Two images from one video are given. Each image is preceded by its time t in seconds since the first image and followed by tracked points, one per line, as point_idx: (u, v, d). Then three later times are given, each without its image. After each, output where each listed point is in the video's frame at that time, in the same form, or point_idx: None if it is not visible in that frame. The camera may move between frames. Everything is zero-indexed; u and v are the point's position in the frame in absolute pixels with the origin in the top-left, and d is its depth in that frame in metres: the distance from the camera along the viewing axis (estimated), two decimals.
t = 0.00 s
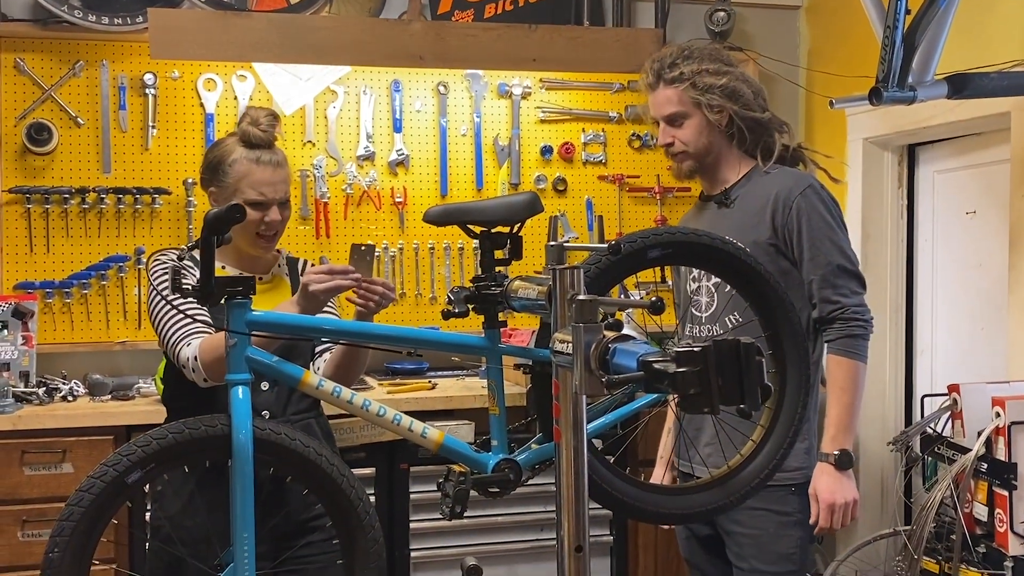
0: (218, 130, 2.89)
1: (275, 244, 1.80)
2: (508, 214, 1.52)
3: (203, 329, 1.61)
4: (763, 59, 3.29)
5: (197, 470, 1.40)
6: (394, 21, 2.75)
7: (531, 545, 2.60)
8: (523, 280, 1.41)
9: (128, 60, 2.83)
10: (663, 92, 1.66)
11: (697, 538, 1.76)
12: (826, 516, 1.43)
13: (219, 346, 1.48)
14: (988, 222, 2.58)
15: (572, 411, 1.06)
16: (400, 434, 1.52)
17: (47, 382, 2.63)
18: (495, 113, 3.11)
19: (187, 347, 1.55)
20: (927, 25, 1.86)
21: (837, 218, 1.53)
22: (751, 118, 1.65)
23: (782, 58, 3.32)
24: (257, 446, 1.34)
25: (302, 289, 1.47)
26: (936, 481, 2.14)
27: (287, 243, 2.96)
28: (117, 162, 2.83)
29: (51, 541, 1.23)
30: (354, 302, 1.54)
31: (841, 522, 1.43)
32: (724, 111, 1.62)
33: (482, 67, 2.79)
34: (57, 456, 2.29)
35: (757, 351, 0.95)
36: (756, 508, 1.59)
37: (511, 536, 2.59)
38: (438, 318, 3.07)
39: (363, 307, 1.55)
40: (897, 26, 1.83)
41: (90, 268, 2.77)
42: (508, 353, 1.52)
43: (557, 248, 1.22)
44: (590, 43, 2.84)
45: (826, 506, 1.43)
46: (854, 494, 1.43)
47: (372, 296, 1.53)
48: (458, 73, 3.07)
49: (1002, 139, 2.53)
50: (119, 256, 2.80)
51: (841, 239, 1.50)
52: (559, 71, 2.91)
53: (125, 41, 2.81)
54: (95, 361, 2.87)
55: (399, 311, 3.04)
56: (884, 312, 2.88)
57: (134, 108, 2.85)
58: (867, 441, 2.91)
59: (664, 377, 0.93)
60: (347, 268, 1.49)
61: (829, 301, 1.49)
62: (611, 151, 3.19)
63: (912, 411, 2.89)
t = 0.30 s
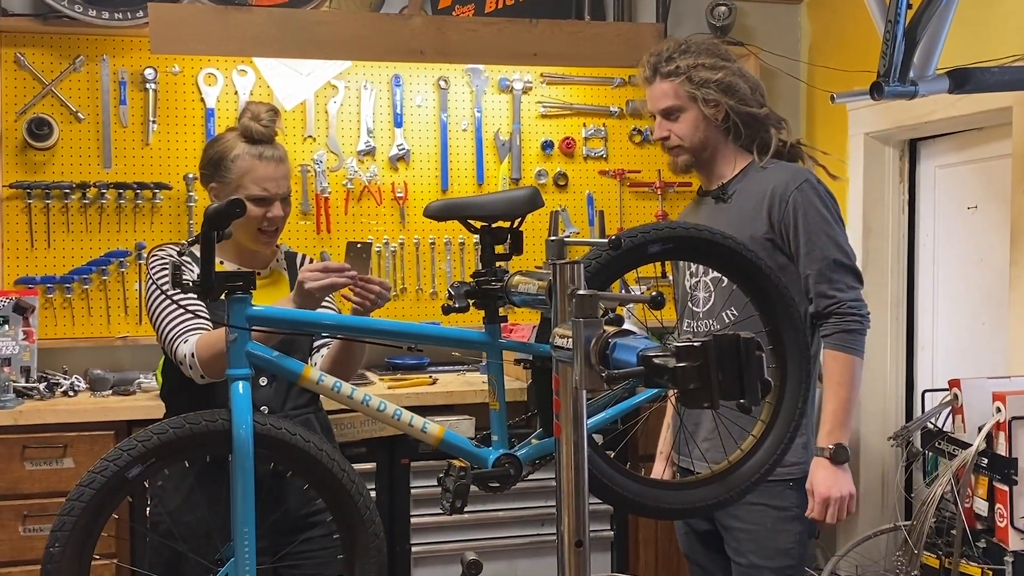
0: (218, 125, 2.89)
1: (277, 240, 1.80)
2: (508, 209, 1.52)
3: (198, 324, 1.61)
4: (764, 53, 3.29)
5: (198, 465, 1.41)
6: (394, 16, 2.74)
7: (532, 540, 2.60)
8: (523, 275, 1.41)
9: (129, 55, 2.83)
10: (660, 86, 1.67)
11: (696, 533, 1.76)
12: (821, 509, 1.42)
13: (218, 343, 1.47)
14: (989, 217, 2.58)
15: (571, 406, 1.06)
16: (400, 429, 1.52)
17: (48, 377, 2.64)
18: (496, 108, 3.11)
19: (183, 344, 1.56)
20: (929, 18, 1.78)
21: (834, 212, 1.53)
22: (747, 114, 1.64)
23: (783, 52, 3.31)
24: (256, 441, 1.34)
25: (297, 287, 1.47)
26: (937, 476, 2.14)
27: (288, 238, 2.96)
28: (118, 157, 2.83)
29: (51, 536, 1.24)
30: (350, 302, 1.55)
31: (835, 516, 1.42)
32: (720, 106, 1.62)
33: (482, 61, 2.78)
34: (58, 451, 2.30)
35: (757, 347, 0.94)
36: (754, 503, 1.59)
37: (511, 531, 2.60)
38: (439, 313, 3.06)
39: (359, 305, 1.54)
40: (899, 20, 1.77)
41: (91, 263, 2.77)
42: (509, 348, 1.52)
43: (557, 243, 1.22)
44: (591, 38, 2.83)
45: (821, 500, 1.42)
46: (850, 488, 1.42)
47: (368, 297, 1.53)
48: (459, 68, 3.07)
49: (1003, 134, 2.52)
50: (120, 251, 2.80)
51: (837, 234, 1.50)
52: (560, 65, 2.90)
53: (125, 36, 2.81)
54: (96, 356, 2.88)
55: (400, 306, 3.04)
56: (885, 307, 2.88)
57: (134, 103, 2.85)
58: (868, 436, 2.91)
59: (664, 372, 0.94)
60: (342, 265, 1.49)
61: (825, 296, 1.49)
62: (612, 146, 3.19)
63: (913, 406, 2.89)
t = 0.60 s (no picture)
0: (217, 122, 2.89)
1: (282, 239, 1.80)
2: (506, 205, 1.51)
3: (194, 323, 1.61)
4: (764, 50, 3.28)
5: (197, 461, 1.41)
6: (393, 12, 2.74)
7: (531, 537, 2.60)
8: (520, 271, 1.41)
9: (127, 51, 2.82)
10: (656, 82, 1.67)
11: (694, 530, 1.76)
12: (819, 505, 1.42)
13: (214, 343, 1.47)
14: (988, 213, 2.58)
15: (568, 402, 1.06)
16: (398, 426, 1.52)
17: (48, 373, 2.64)
18: (496, 105, 3.11)
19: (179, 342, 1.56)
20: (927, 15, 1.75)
21: (830, 209, 1.53)
22: (742, 110, 1.64)
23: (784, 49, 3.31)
24: (255, 437, 1.34)
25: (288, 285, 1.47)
26: (936, 473, 2.14)
27: (287, 235, 2.96)
28: (117, 153, 2.83)
29: (49, 532, 1.24)
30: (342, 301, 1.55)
31: (833, 511, 1.41)
32: (715, 103, 1.61)
33: (481, 57, 2.78)
34: (57, 447, 2.30)
35: (753, 344, 0.94)
36: (752, 500, 1.59)
37: (511, 527, 2.60)
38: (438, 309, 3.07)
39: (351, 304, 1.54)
40: (899, 16, 1.74)
41: (90, 260, 2.77)
42: (507, 345, 1.52)
43: (554, 239, 1.21)
44: (590, 34, 2.83)
45: (819, 495, 1.42)
46: (849, 484, 1.42)
47: (349, 298, 1.54)
48: (458, 64, 3.06)
49: (1003, 131, 2.52)
50: (119, 247, 2.80)
51: (834, 231, 1.50)
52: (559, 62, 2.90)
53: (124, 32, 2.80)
54: (95, 353, 2.88)
55: (400, 303, 3.04)
56: (884, 304, 2.88)
57: (133, 99, 2.85)
58: (867, 433, 2.91)
59: (658, 368, 0.94)
60: (333, 262, 1.50)
61: (821, 293, 1.49)
62: (611, 143, 3.19)
63: (912, 402, 2.89)
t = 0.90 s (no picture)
0: (218, 119, 2.89)
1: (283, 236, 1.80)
2: (508, 203, 1.51)
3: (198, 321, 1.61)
4: (766, 47, 3.28)
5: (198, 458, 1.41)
6: (394, 9, 2.74)
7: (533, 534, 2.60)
8: (522, 268, 1.40)
9: (129, 48, 2.82)
10: (657, 79, 1.66)
11: (694, 527, 1.76)
12: (807, 500, 1.41)
13: (215, 341, 1.47)
14: (990, 211, 2.58)
15: (571, 399, 1.06)
16: (400, 423, 1.52)
17: (49, 370, 2.64)
18: (497, 102, 3.10)
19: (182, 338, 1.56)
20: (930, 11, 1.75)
21: (830, 205, 1.52)
22: (743, 107, 1.64)
23: (787, 46, 3.30)
24: (257, 435, 1.34)
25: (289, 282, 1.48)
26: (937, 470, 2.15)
27: (288, 233, 2.96)
28: (118, 150, 2.83)
29: (51, 529, 1.24)
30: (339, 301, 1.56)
31: (821, 507, 1.41)
32: (717, 99, 1.61)
33: (482, 54, 2.78)
34: (59, 444, 2.30)
35: (755, 340, 0.94)
36: (752, 497, 1.59)
37: (512, 525, 2.60)
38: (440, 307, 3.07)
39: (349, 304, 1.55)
40: (901, 13, 1.73)
41: (91, 257, 2.77)
42: (509, 342, 1.52)
43: (556, 237, 1.21)
44: (592, 31, 2.83)
45: (808, 491, 1.41)
46: (839, 481, 1.41)
47: (352, 297, 1.54)
48: (460, 61, 3.06)
49: (1005, 128, 2.51)
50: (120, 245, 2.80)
51: (834, 227, 1.50)
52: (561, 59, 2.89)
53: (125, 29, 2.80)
54: (97, 350, 2.88)
55: (401, 300, 3.04)
56: (886, 302, 2.88)
57: (135, 97, 2.85)
58: (868, 430, 2.91)
59: (661, 365, 0.94)
60: (333, 261, 1.50)
61: (821, 289, 1.48)
62: (612, 140, 3.18)
63: (913, 400, 2.89)
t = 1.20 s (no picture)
0: (220, 119, 2.89)
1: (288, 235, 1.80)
2: (510, 202, 1.51)
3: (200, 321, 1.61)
4: (768, 46, 3.27)
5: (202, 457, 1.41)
6: (396, 8, 2.74)
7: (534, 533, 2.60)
8: (525, 267, 1.40)
9: (131, 48, 2.83)
10: (659, 78, 1.66)
11: (695, 526, 1.76)
12: (797, 497, 1.41)
13: (217, 341, 1.47)
14: (992, 209, 2.57)
15: (574, 398, 1.06)
16: (403, 422, 1.52)
17: (51, 369, 2.64)
18: (499, 101, 3.10)
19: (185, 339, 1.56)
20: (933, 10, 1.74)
21: (830, 204, 1.52)
22: (744, 106, 1.64)
23: (789, 45, 3.30)
24: (260, 433, 1.34)
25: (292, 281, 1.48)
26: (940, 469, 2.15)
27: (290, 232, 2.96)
28: (121, 149, 2.84)
29: (56, 528, 1.24)
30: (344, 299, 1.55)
31: (810, 504, 1.40)
32: (718, 99, 1.61)
33: (484, 53, 2.78)
34: (62, 443, 2.31)
35: (759, 339, 0.94)
36: (753, 496, 1.60)
37: (514, 523, 2.60)
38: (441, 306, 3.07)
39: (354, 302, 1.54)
40: (903, 12, 1.73)
41: (94, 256, 2.77)
42: (511, 341, 1.52)
43: (559, 236, 1.20)
44: (593, 30, 2.83)
45: (798, 488, 1.41)
46: (828, 479, 1.40)
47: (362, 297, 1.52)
48: (462, 60, 3.06)
49: (1006, 127, 2.51)
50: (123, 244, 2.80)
51: (834, 226, 1.49)
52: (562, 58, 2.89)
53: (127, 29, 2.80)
54: (99, 349, 2.89)
55: (402, 299, 3.05)
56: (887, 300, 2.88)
57: (137, 96, 2.85)
58: (871, 429, 2.91)
59: (665, 364, 0.94)
60: (336, 259, 1.49)
61: (820, 289, 1.48)
62: (614, 139, 3.18)
63: (917, 402, 2.86)
